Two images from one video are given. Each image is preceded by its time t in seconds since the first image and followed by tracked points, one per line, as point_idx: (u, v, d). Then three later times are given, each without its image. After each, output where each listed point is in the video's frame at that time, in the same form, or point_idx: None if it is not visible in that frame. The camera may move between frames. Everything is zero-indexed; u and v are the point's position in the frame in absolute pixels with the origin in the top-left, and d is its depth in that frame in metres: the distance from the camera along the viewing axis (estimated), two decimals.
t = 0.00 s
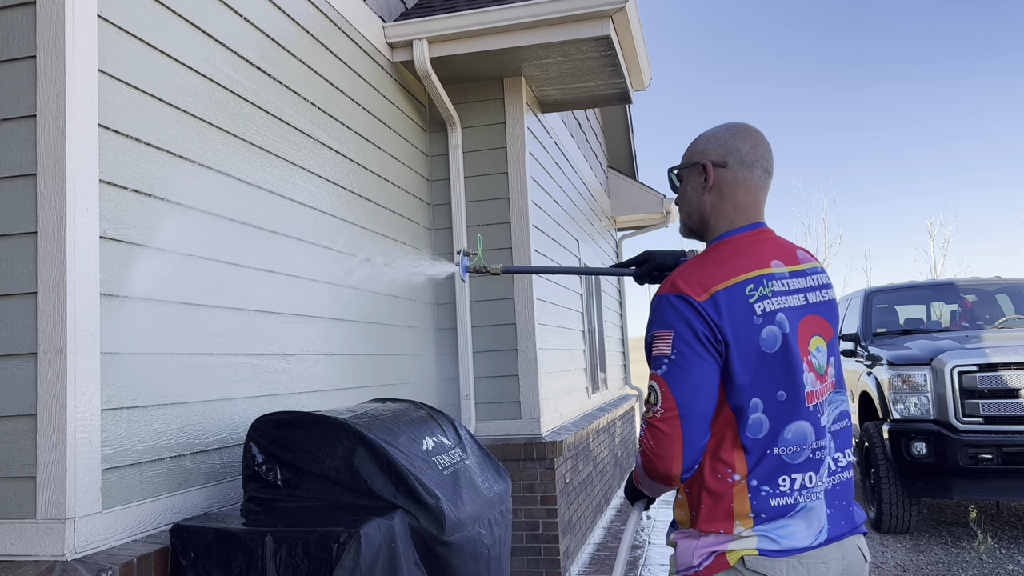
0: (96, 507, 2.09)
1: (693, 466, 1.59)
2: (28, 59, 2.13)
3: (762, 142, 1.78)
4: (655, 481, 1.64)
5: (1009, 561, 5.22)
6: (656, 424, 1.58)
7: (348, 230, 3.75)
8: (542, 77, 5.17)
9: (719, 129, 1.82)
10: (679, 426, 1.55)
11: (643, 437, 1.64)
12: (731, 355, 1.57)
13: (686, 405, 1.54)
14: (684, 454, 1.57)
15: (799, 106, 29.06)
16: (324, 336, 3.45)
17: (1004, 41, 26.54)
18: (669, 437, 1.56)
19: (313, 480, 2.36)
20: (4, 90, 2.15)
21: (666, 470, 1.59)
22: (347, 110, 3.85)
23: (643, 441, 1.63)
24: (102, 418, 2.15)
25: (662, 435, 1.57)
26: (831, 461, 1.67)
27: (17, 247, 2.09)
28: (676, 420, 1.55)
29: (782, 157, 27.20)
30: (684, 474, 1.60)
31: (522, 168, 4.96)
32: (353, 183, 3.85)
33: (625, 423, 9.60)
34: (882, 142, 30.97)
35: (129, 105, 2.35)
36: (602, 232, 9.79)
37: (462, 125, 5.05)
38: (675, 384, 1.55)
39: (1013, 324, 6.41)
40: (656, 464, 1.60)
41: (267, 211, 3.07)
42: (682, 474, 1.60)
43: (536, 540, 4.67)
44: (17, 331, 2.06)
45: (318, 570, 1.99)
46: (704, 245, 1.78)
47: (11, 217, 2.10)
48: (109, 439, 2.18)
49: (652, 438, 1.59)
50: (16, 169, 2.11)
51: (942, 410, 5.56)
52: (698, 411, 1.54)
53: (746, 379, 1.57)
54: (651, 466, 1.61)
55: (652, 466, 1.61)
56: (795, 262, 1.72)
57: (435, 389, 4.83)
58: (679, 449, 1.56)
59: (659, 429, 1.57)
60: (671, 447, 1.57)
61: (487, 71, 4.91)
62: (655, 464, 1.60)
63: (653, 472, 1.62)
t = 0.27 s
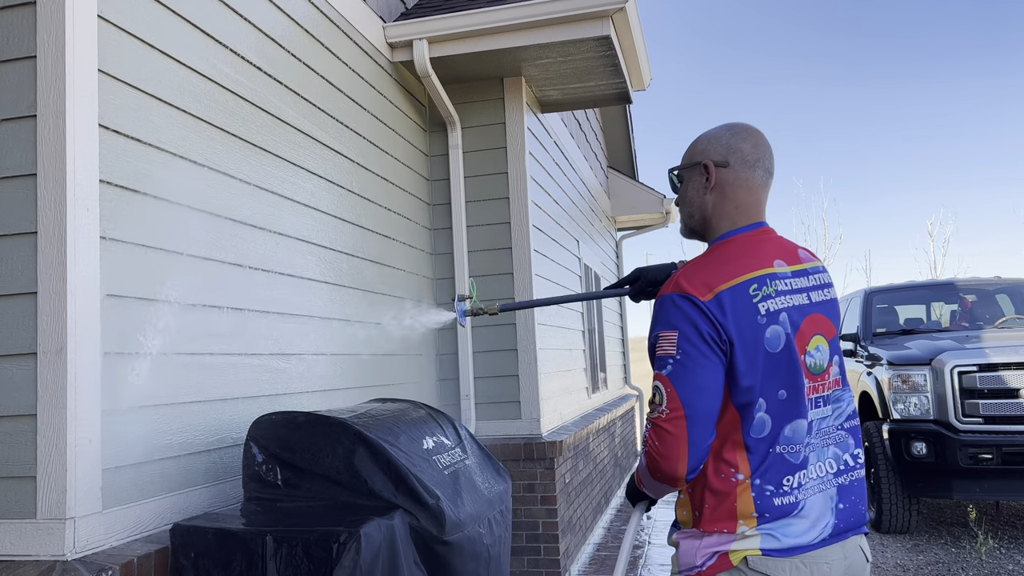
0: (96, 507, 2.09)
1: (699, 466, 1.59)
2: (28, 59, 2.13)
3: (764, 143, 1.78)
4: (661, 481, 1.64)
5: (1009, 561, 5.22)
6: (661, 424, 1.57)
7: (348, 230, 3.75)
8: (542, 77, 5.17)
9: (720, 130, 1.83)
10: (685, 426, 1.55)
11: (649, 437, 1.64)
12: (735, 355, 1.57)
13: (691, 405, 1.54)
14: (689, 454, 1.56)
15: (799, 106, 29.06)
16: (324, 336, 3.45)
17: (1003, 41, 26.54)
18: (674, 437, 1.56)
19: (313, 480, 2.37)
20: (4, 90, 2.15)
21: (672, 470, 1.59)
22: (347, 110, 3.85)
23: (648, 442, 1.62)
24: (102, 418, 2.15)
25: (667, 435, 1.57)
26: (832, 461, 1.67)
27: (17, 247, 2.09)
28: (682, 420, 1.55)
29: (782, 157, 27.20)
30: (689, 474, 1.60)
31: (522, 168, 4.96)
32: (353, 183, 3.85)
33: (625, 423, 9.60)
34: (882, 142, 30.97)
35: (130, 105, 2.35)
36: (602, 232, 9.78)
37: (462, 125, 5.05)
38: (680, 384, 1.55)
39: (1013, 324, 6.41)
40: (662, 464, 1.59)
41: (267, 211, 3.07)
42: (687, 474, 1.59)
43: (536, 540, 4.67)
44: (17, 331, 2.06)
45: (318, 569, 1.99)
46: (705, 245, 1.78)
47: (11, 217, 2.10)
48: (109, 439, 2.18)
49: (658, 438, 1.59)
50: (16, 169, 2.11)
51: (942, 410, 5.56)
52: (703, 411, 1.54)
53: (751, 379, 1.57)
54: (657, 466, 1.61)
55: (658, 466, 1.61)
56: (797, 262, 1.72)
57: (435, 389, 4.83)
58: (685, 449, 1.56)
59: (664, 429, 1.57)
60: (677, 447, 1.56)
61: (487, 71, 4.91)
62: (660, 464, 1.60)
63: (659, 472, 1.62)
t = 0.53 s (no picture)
0: (97, 507, 2.09)
1: (701, 467, 1.59)
2: (28, 59, 2.13)
3: (763, 143, 1.78)
4: (662, 484, 1.63)
5: (1009, 561, 5.22)
6: (663, 425, 1.57)
7: (349, 230, 3.75)
8: (542, 77, 5.17)
9: (719, 130, 1.82)
10: (686, 427, 1.54)
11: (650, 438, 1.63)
12: (736, 355, 1.56)
13: (693, 405, 1.54)
14: (691, 455, 1.56)
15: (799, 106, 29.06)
16: (324, 336, 3.45)
17: (1003, 41, 26.53)
18: (676, 438, 1.55)
19: (313, 480, 2.35)
20: (4, 90, 2.15)
21: (674, 471, 1.58)
22: (347, 110, 3.85)
23: (650, 444, 1.62)
24: (102, 418, 2.15)
25: (669, 436, 1.56)
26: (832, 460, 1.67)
27: (18, 247, 2.09)
28: (683, 421, 1.54)
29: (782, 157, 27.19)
30: (691, 476, 1.59)
31: (522, 168, 4.96)
32: (353, 183, 3.85)
33: (625, 423, 9.60)
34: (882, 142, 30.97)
35: (130, 105, 2.36)
36: (602, 232, 9.78)
37: (462, 125, 5.05)
38: (681, 385, 1.54)
39: (1013, 324, 6.41)
40: (664, 466, 1.59)
41: (267, 211, 3.07)
42: (689, 475, 1.59)
43: (536, 540, 4.67)
44: (17, 331, 2.07)
45: (318, 569, 1.99)
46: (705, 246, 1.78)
47: (11, 217, 2.10)
48: (109, 439, 2.18)
49: (659, 440, 1.58)
50: (16, 169, 2.11)
51: (942, 410, 5.56)
52: (705, 412, 1.54)
53: (752, 379, 1.57)
54: (659, 468, 1.60)
55: (660, 468, 1.60)
56: (797, 262, 1.72)
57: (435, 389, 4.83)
58: (687, 450, 1.55)
59: (666, 430, 1.56)
60: (679, 449, 1.56)
61: (487, 71, 4.91)
62: (662, 466, 1.59)
63: (660, 475, 1.61)
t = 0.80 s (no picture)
0: (97, 507, 2.09)
1: (701, 467, 1.58)
2: (28, 59, 2.13)
3: (761, 143, 1.79)
4: (662, 485, 1.63)
5: (1009, 561, 5.22)
6: (663, 426, 1.56)
7: (348, 230, 3.75)
8: (542, 77, 5.17)
9: (716, 130, 1.82)
10: (686, 428, 1.54)
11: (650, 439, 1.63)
12: (737, 355, 1.56)
13: (692, 406, 1.53)
14: (691, 456, 1.56)
15: (799, 106, 29.06)
16: (324, 336, 3.45)
17: (1003, 41, 26.52)
18: (676, 439, 1.55)
19: (312, 479, 2.34)
20: (4, 90, 2.15)
21: (675, 472, 1.58)
22: (347, 110, 3.85)
23: (650, 444, 1.61)
24: (102, 418, 2.15)
25: (669, 436, 1.56)
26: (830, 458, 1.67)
27: (17, 247, 2.09)
28: (683, 421, 1.54)
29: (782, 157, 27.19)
30: (692, 476, 1.59)
31: (522, 168, 4.96)
32: (353, 183, 3.85)
33: (625, 423, 9.60)
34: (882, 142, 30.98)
35: (129, 105, 2.35)
36: (602, 232, 9.78)
37: (462, 125, 5.05)
38: (681, 385, 1.54)
39: (1013, 324, 6.41)
40: (664, 466, 1.58)
41: (267, 211, 3.07)
42: (689, 475, 1.59)
43: (536, 540, 4.67)
44: (17, 331, 2.06)
45: (317, 569, 1.99)
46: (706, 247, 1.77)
47: (11, 217, 2.10)
48: (108, 439, 2.18)
49: (659, 441, 1.58)
50: (16, 169, 2.11)
51: (942, 410, 5.56)
52: (705, 413, 1.53)
53: (752, 379, 1.57)
54: (659, 469, 1.60)
55: (660, 469, 1.60)
56: (798, 261, 1.72)
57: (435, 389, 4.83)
58: (687, 451, 1.55)
59: (666, 430, 1.56)
60: (678, 449, 1.56)
61: (487, 71, 4.91)
62: (662, 467, 1.59)
63: (661, 476, 1.61)
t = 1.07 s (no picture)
0: (96, 507, 2.09)
1: (711, 463, 1.58)
2: (28, 59, 2.13)
3: (757, 142, 1.80)
4: (672, 483, 1.61)
5: (1009, 561, 5.22)
6: (675, 423, 1.56)
7: (348, 229, 3.75)
8: (542, 77, 5.17)
9: (711, 130, 1.82)
10: (699, 424, 1.54)
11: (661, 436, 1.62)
12: (746, 352, 1.55)
13: (704, 402, 1.53)
14: (704, 452, 1.55)
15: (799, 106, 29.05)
16: (324, 336, 3.45)
17: (1003, 40, 26.49)
18: (688, 435, 1.54)
19: (312, 479, 2.35)
20: (4, 89, 2.15)
21: (687, 469, 1.57)
22: (347, 110, 3.85)
23: (660, 442, 1.60)
24: (102, 418, 2.15)
25: (681, 433, 1.55)
26: (832, 454, 1.67)
27: (17, 247, 2.09)
28: (696, 418, 1.54)
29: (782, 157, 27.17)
30: (702, 473, 1.58)
31: (522, 168, 4.96)
32: (353, 183, 3.85)
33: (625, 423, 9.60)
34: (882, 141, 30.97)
35: (129, 105, 2.35)
36: (602, 232, 9.78)
37: (462, 125, 5.04)
38: (692, 381, 1.53)
39: (1013, 324, 6.41)
40: (675, 464, 1.58)
41: (267, 211, 3.07)
42: (700, 473, 1.58)
43: (536, 540, 4.67)
44: (17, 331, 2.06)
45: (318, 569, 1.99)
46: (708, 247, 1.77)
47: (11, 217, 2.10)
48: (108, 439, 2.18)
49: (671, 438, 1.57)
50: (16, 169, 2.11)
51: (942, 410, 5.56)
52: (716, 409, 1.53)
53: (762, 375, 1.56)
54: (670, 466, 1.59)
55: (671, 467, 1.59)
56: (801, 257, 1.72)
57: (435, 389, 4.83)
58: (699, 447, 1.55)
59: (678, 427, 1.56)
60: (691, 445, 1.55)
61: (487, 71, 4.91)
62: (673, 464, 1.58)
63: (671, 474, 1.60)
